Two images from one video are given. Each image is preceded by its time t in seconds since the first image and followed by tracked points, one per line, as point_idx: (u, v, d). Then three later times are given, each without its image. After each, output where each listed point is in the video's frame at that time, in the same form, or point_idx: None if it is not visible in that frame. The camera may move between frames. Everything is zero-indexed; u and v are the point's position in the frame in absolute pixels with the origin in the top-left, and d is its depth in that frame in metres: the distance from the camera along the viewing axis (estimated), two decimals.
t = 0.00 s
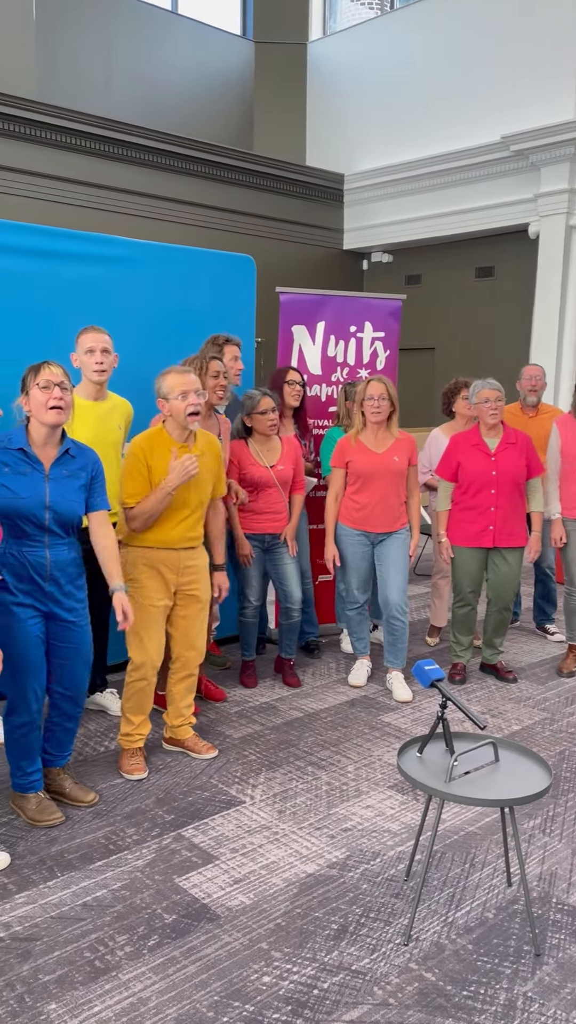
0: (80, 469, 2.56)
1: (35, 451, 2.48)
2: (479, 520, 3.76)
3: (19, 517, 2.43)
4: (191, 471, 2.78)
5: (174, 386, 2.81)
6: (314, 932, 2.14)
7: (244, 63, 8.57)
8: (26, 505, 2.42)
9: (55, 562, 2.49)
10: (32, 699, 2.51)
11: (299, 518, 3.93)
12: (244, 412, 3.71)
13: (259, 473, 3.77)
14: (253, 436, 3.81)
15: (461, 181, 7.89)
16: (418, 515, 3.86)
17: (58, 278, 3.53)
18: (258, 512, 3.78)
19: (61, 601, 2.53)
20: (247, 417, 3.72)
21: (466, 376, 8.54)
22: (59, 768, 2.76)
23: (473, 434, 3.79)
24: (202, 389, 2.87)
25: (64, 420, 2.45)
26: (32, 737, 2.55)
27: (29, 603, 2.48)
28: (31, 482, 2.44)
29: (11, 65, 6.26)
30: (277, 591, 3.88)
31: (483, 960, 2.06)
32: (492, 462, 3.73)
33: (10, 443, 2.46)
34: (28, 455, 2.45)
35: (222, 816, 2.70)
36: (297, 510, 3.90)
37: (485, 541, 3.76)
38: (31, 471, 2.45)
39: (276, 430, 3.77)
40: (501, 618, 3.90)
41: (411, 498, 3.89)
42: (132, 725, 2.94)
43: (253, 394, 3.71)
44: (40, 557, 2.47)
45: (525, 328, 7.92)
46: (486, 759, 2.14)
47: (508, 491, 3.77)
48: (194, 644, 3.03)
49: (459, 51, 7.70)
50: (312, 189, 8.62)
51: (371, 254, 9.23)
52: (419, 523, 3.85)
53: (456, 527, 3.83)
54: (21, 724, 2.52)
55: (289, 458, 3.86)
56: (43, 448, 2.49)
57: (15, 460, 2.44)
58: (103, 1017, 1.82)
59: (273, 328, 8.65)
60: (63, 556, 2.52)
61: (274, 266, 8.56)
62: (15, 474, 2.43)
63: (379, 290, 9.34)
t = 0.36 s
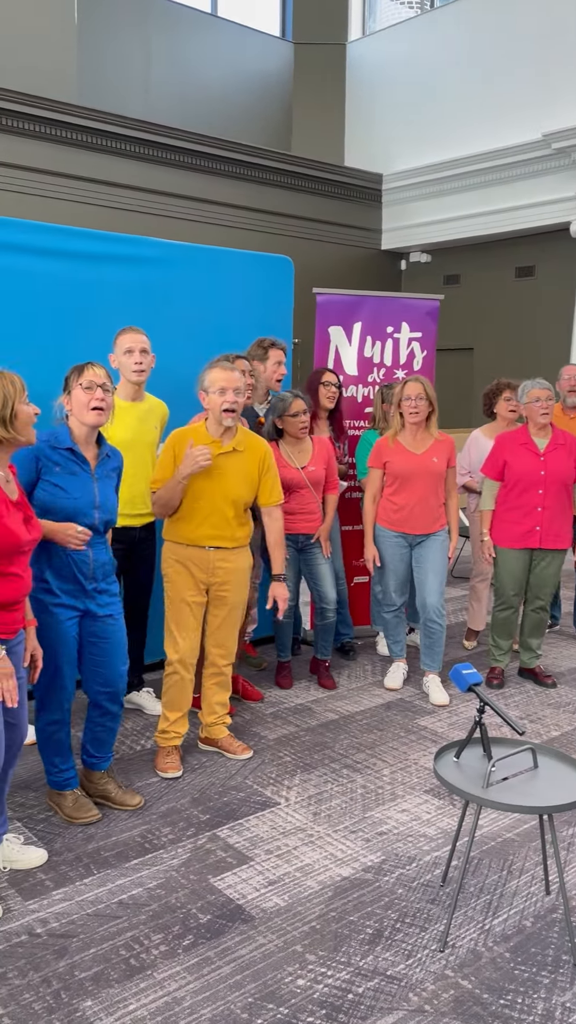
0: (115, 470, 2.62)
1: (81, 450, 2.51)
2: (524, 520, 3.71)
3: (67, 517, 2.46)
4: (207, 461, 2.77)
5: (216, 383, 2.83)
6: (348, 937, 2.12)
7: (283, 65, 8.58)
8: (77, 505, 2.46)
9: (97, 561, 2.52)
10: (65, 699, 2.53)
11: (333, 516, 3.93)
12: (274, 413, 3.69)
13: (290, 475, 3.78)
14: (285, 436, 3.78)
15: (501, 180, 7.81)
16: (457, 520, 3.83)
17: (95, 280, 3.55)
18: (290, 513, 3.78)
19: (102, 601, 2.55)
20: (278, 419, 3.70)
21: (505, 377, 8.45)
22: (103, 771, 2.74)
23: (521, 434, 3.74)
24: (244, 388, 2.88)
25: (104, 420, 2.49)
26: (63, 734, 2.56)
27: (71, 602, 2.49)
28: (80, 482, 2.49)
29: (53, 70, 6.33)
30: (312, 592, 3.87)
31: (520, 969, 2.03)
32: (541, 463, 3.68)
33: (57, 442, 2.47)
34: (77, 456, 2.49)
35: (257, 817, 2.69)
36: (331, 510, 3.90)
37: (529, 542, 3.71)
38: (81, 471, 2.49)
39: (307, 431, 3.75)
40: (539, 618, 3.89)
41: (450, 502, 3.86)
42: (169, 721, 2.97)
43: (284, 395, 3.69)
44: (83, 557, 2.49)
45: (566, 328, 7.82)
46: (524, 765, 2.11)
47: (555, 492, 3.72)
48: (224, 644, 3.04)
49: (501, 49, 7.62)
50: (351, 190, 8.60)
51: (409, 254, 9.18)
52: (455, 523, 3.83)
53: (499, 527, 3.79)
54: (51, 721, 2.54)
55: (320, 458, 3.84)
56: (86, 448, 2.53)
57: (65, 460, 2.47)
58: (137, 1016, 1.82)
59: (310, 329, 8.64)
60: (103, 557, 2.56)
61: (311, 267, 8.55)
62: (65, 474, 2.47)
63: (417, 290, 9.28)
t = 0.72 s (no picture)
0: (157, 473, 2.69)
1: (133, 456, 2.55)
2: (572, 522, 3.66)
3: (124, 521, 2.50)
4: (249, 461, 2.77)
5: (252, 383, 2.82)
6: (385, 942, 2.11)
7: (322, 65, 8.56)
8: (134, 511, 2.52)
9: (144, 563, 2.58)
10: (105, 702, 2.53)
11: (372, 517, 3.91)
12: (314, 414, 3.69)
13: (330, 474, 3.74)
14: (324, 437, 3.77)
15: (543, 179, 7.70)
16: (495, 522, 3.79)
17: (133, 280, 3.58)
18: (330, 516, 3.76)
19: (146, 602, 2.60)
20: (316, 419, 3.70)
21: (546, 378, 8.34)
22: (142, 765, 2.76)
23: (572, 434, 3.66)
24: (279, 390, 2.87)
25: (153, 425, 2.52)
26: (105, 735, 2.58)
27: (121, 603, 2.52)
28: (135, 489, 2.54)
29: (94, 73, 6.38)
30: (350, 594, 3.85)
31: (560, 980, 1.99)
32: None
33: (115, 449, 2.47)
34: (132, 463, 2.54)
35: (293, 819, 2.68)
36: (370, 511, 3.88)
37: None
38: (135, 478, 2.55)
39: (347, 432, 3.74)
40: None
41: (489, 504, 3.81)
42: (205, 723, 2.97)
43: (323, 397, 3.69)
44: (133, 558, 2.53)
45: None
46: (565, 772, 2.07)
47: None
48: (261, 646, 3.04)
49: (544, 46, 7.50)
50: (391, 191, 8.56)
51: (449, 254, 9.11)
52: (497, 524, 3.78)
53: (546, 527, 3.73)
54: (96, 722, 2.55)
55: (360, 462, 3.82)
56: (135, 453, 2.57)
57: (123, 467, 2.51)
58: (173, 1016, 1.82)
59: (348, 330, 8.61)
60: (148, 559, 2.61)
61: (349, 267, 8.51)
62: (125, 481, 2.51)
63: (457, 290, 9.20)
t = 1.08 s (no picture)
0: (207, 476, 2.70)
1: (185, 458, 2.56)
2: None
3: (177, 523, 2.54)
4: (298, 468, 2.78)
5: (287, 386, 2.82)
6: (421, 948, 2.08)
7: (364, 64, 8.45)
8: (187, 513, 2.55)
9: (195, 561, 2.63)
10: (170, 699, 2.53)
11: (420, 519, 3.88)
12: (366, 412, 3.69)
13: (380, 473, 3.73)
14: (375, 436, 3.78)
15: None
16: (538, 523, 3.72)
17: (170, 280, 3.58)
18: (379, 516, 3.73)
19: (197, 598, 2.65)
20: (369, 418, 3.70)
21: None
22: (174, 763, 2.79)
23: None
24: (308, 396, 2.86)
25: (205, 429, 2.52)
26: (163, 734, 2.59)
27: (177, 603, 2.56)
28: (188, 493, 2.56)
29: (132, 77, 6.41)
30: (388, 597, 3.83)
31: None
32: None
33: (167, 452, 2.49)
34: (184, 466, 2.55)
35: (329, 822, 2.67)
36: (417, 511, 3.85)
37: None
38: (187, 480, 2.56)
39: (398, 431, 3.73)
40: None
41: (530, 504, 3.77)
42: (242, 725, 2.97)
43: (376, 394, 3.68)
44: (186, 557, 2.59)
45: None
46: None
47: None
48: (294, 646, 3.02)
49: None
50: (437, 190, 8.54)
51: (490, 253, 9.02)
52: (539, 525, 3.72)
53: None
54: (152, 722, 2.56)
55: (410, 462, 3.82)
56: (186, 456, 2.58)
57: (176, 470, 2.51)
58: (209, 1017, 1.82)
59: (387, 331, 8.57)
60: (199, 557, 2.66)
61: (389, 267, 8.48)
62: (177, 484, 2.52)
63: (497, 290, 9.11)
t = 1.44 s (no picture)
0: (252, 470, 2.69)
1: (221, 456, 2.58)
2: None
3: (213, 521, 2.53)
4: (342, 463, 2.84)
5: (327, 390, 2.81)
6: (459, 955, 2.06)
7: (408, 64, 7.95)
8: (221, 508, 2.53)
9: (236, 559, 2.62)
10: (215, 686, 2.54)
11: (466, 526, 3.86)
12: (420, 414, 3.68)
13: (430, 476, 3.69)
14: (426, 439, 3.74)
15: None
16: None
17: (209, 282, 3.60)
18: (429, 519, 3.71)
19: (237, 595, 2.65)
20: (422, 420, 3.68)
21: None
22: (212, 763, 2.80)
23: None
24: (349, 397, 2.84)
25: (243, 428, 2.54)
26: (206, 728, 2.60)
27: (214, 601, 2.57)
28: (222, 485, 2.56)
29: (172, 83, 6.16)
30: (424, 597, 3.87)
31: None
32: None
33: (199, 449, 2.53)
34: (218, 462, 2.56)
35: (365, 826, 2.66)
36: (464, 518, 3.82)
37: None
38: (221, 477, 2.56)
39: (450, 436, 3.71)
40: None
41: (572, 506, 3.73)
42: (277, 725, 2.96)
43: (430, 398, 3.68)
44: (225, 556, 2.58)
45: None
46: None
47: None
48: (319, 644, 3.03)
49: None
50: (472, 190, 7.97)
51: (532, 253, 8.52)
52: None
53: None
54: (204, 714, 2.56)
55: (460, 468, 3.79)
56: (224, 454, 2.60)
57: (208, 465, 2.54)
58: (244, 1018, 1.82)
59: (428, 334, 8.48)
60: (240, 555, 2.65)
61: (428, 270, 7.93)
62: (208, 480, 2.53)
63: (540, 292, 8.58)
